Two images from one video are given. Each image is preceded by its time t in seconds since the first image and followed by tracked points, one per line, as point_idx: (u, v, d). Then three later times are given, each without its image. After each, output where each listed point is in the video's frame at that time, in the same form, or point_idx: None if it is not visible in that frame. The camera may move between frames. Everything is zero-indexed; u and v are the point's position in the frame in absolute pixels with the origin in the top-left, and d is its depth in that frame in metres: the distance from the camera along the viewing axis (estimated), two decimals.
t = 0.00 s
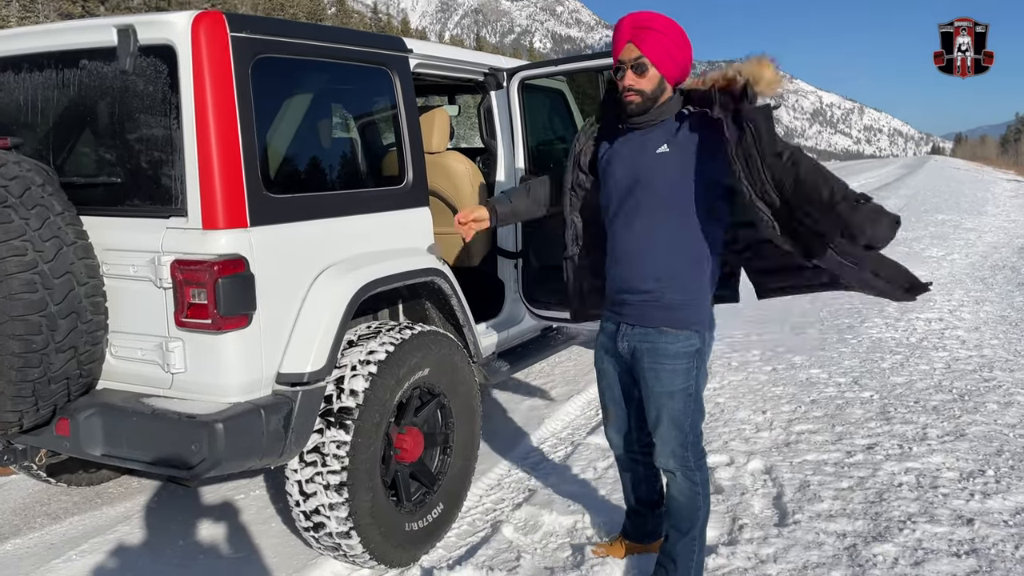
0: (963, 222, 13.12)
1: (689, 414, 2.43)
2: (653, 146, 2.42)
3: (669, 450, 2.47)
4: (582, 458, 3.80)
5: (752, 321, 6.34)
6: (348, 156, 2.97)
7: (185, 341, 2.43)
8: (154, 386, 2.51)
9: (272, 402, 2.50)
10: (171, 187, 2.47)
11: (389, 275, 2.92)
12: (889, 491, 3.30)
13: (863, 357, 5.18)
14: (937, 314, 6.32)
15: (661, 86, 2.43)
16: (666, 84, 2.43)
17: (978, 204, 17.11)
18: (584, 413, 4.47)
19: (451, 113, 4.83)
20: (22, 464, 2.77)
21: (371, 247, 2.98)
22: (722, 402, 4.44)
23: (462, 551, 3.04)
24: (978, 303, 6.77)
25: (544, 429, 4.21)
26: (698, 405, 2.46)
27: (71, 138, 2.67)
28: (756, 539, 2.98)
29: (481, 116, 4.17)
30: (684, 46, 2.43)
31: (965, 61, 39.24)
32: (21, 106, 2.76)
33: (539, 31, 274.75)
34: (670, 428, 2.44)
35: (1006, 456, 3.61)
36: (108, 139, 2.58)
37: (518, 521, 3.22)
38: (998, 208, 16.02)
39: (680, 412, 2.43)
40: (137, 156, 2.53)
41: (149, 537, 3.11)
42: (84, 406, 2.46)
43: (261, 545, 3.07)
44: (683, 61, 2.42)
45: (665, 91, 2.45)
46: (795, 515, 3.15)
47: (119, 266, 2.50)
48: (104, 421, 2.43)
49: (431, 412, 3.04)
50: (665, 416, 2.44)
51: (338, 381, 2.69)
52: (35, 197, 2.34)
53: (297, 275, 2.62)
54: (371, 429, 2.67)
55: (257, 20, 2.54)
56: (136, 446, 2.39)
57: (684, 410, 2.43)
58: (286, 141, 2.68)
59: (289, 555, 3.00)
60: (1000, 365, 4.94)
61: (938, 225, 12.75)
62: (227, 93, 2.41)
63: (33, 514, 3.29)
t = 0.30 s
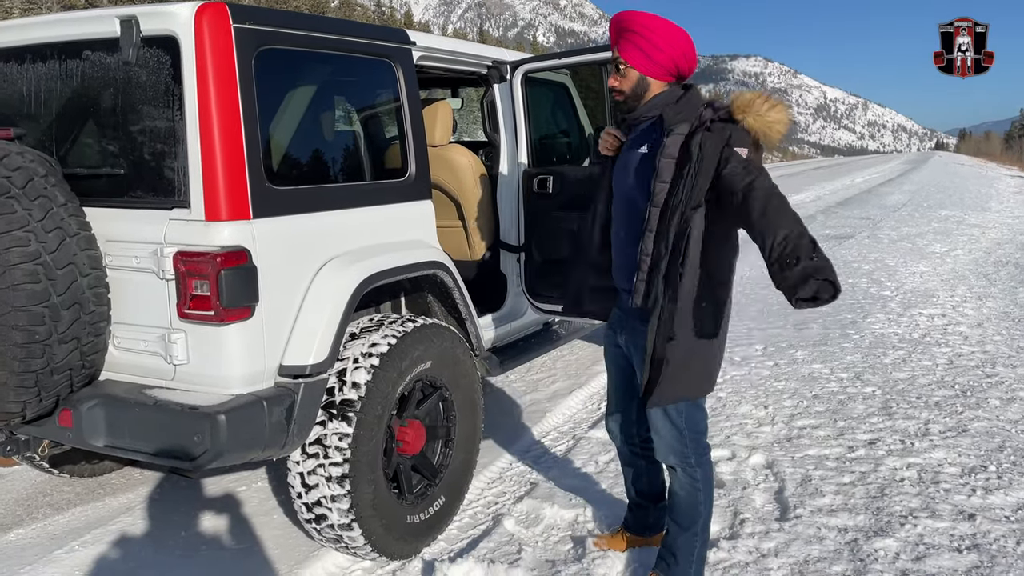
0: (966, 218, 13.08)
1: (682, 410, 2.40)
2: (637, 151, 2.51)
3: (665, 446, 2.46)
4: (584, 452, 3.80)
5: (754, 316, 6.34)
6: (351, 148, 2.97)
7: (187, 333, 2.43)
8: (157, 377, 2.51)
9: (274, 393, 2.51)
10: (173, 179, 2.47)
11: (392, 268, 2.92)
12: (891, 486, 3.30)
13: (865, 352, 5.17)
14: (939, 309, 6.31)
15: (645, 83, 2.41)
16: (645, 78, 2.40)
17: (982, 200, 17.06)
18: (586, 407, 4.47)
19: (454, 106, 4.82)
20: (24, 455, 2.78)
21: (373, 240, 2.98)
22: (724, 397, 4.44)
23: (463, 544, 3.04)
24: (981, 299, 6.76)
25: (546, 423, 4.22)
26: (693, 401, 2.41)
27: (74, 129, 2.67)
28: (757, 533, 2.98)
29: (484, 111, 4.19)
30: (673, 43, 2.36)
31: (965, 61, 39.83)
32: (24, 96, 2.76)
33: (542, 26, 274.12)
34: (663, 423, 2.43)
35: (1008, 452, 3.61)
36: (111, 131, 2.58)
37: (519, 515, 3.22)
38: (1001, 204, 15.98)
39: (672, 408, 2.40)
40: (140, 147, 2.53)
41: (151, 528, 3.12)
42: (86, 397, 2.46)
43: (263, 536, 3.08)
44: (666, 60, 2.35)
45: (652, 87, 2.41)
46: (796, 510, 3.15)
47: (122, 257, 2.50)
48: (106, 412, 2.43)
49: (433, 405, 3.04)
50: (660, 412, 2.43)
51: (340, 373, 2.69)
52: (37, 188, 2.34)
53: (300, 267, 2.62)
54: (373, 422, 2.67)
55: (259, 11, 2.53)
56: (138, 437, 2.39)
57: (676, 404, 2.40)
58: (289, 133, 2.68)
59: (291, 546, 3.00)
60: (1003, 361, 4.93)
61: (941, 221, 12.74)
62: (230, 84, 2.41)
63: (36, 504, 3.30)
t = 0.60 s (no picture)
0: (969, 214, 13.05)
1: (682, 407, 2.39)
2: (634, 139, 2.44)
3: (668, 443, 2.46)
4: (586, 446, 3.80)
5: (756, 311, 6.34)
6: (354, 142, 2.96)
7: (190, 325, 2.43)
8: (160, 369, 2.51)
9: (277, 386, 2.51)
10: (177, 171, 2.46)
11: (395, 261, 2.91)
12: (893, 482, 3.30)
13: (868, 347, 5.17)
14: (942, 305, 6.30)
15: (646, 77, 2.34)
16: (646, 72, 2.33)
17: (986, 196, 17.02)
18: (588, 401, 4.47)
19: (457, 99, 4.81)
20: (28, 446, 2.78)
21: (376, 234, 2.97)
22: (726, 391, 4.44)
23: (465, 537, 3.05)
24: (984, 294, 6.75)
25: (548, 417, 4.22)
26: (695, 399, 2.39)
27: (77, 121, 2.67)
28: (760, 528, 2.98)
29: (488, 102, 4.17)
30: (676, 37, 2.28)
31: (965, 61, 39.86)
32: (27, 88, 2.75)
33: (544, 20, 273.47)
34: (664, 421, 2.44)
35: (1010, 448, 3.61)
36: (115, 122, 2.58)
37: (521, 508, 3.22)
38: (1005, 200, 15.94)
39: (673, 406, 2.40)
40: (143, 139, 2.53)
41: (154, 520, 3.13)
42: (89, 389, 2.46)
43: (265, 529, 3.08)
44: (668, 54, 2.28)
45: (653, 82, 2.34)
46: (798, 504, 3.15)
47: (125, 249, 2.50)
48: (110, 404, 2.44)
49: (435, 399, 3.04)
50: (661, 409, 2.44)
51: (343, 366, 2.69)
52: (41, 180, 2.34)
53: (302, 260, 2.61)
54: (376, 415, 2.67)
55: (262, 3, 2.52)
56: (141, 429, 2.39)
57: (676, 402, 2.40)
58: (291, 125, 2.67)
59: (293, 539, 3.01)
60: (1005, 356, 4.93)
61: (944, 216, 12.72)
62: (233, 75, 2.40)
63: (39, 496, 3.31)
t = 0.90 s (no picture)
0: (968, 211, 13.05)
1: (677, 403, 2.43)
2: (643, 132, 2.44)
3: (665, 438, 2.49)
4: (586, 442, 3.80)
5: (756, 307, 6.34)
6: (355, 137, 2.95)
7: (191, 320, 2.42)
8: (160, 364, 2.51)
9: (278, 381, 2.50)
10: (177, 165, 2.46)
11: (396, 257, 2.90)
12: (894, 478, 3.30)
13: (868, 344, 5.17)
14: (942, 302, 6.30)
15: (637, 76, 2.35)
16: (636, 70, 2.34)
17: (985, 194, 17.02)
18: (588, 397, 4.47)
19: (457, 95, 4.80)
20: (29, 441, 2.78)
21: (377, 229, 2.97)
22: (727, 388, 4.44)
23: (466, 532, 3.05)
24: (984, 291, 6.74)
25: (548, 413, 4.22)
26: (689, 394, 2.42)
27: (78, 115, 2.66)
28: (760, 524, 2.99)
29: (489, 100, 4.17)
30: (663, 35, 2.27)
31: (965, 61, 39.78)
32: (28, 82, 2.75)
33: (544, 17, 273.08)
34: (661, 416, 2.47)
35: (1011, 444, 3.61)
36: (115, 117, 2.57)
37: (522, 504, 3.22)
38: (1005, 197, 15.93)
39: (667, 399, 2.44)
40: (143, 134, 2.52)
41: (154, 515, 3.13)
42: (90, 383, 2.46)
43: (265, 524, 3.08)
44: (653, 54, 2.28)
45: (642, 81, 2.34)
46: (799, 500, 3.15)
47: (126, 244, 2.50)
48: (110, 399, 2.44)
49: (435, 394, 3.04)
50: (656, 402, 2.47)
51: (344, 362, 2.68)
52: (41, 174, 2.33)
53: (303, 255, 2.61)
54: (376, 410, 2.66)
55: None
56: (142, 424, 2.39)
57: (671, 397, 2.43)
58: (292, 121, 2.66)
59: (293, 534, 3.01)
60: (1005, 353, 4.93)
61: (943, 213, 12.71)
62: (233, 69, 2.40)
63: (39, 490, 3.31)
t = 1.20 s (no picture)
0: (964, 210, 13.08)
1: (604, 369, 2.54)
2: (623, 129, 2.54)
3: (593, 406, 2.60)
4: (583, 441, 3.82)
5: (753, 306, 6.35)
6: (353, 136, 2.95)
7: (189, 318, 2.43)
8: (158, 362, 2.51)
9: (275, 379, 2.51)
10: (175, 164, 2.46)
11: (394, 255, 2.91)
12: (889, 477, 3.32)
13: (864, 343, 5.19)
14: (938, 301, 6.32)
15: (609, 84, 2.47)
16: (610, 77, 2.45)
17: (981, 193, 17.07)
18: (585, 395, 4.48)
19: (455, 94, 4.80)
20: (25, 439, 2.78)
21: (375, 227, 2.97)
22: (723, 386, 4.46)
23: (462, 530, 3.05)
24: (980, 291, 6.77)
25: (544, 411, 4.23)
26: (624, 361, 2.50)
27: (75, 113, 2.66)
28: (756, 522, 3.00)
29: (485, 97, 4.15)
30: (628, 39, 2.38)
31: (965, 61, 40.03)
32: (25, 79, 2.74)
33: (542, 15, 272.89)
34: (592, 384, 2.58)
35: (1005, 444, 3.63)
36: (113, 115, 2.57)
37: (518, 502, 3.23)
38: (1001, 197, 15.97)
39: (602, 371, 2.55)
40: (141, 132, 2.52)
41: (151, 513, 3.13)
42: (88, 381, 2.47)
43: (262, 522, 3.09)
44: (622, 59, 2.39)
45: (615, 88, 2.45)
46: (794, 499, 3.16)
47: (123, 242, 2.50)
48: (107, 397, 2.44)
49: (432, 392, 3.04)
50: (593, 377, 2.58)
51: (341, 360, 2.68)
52: (39, 171, 2.33)
53: (300, 253, 2.61)
54: (373, 408, 2.67)
55: None
56: (139, 422, 2.40)
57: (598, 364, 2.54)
58: (290, 120, 2.66)
59: (290, 531, 3.01)
60: (1001, 353, 4.95)
61: (939, 213, 12.74)
62: (231, 67, 2.39)
63: (36, 488, 3.31)
